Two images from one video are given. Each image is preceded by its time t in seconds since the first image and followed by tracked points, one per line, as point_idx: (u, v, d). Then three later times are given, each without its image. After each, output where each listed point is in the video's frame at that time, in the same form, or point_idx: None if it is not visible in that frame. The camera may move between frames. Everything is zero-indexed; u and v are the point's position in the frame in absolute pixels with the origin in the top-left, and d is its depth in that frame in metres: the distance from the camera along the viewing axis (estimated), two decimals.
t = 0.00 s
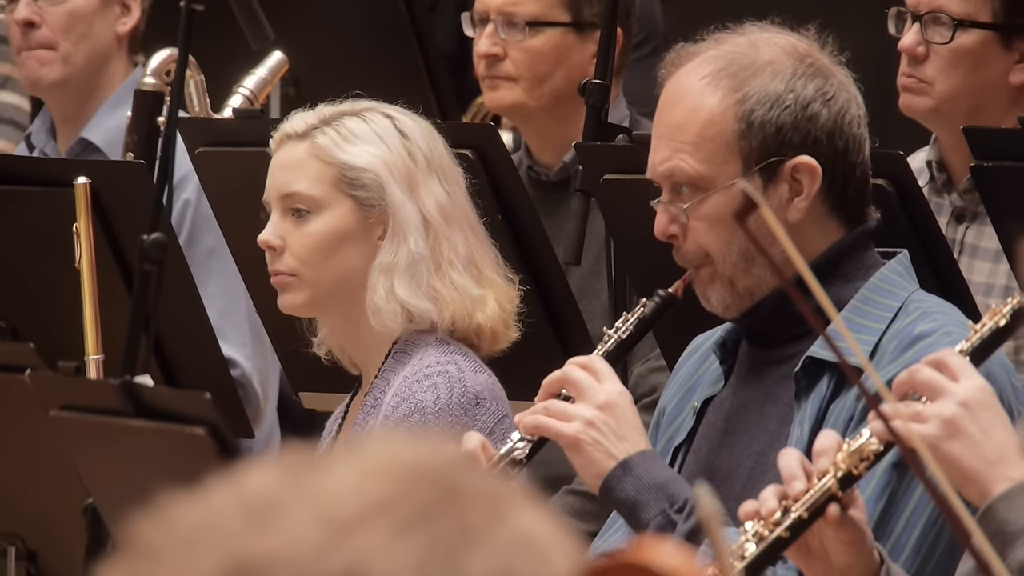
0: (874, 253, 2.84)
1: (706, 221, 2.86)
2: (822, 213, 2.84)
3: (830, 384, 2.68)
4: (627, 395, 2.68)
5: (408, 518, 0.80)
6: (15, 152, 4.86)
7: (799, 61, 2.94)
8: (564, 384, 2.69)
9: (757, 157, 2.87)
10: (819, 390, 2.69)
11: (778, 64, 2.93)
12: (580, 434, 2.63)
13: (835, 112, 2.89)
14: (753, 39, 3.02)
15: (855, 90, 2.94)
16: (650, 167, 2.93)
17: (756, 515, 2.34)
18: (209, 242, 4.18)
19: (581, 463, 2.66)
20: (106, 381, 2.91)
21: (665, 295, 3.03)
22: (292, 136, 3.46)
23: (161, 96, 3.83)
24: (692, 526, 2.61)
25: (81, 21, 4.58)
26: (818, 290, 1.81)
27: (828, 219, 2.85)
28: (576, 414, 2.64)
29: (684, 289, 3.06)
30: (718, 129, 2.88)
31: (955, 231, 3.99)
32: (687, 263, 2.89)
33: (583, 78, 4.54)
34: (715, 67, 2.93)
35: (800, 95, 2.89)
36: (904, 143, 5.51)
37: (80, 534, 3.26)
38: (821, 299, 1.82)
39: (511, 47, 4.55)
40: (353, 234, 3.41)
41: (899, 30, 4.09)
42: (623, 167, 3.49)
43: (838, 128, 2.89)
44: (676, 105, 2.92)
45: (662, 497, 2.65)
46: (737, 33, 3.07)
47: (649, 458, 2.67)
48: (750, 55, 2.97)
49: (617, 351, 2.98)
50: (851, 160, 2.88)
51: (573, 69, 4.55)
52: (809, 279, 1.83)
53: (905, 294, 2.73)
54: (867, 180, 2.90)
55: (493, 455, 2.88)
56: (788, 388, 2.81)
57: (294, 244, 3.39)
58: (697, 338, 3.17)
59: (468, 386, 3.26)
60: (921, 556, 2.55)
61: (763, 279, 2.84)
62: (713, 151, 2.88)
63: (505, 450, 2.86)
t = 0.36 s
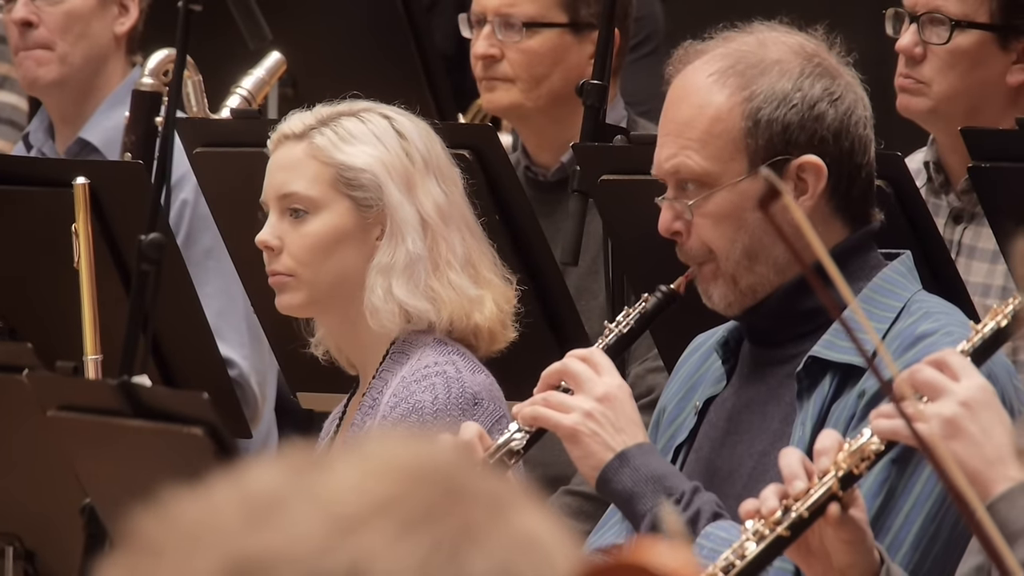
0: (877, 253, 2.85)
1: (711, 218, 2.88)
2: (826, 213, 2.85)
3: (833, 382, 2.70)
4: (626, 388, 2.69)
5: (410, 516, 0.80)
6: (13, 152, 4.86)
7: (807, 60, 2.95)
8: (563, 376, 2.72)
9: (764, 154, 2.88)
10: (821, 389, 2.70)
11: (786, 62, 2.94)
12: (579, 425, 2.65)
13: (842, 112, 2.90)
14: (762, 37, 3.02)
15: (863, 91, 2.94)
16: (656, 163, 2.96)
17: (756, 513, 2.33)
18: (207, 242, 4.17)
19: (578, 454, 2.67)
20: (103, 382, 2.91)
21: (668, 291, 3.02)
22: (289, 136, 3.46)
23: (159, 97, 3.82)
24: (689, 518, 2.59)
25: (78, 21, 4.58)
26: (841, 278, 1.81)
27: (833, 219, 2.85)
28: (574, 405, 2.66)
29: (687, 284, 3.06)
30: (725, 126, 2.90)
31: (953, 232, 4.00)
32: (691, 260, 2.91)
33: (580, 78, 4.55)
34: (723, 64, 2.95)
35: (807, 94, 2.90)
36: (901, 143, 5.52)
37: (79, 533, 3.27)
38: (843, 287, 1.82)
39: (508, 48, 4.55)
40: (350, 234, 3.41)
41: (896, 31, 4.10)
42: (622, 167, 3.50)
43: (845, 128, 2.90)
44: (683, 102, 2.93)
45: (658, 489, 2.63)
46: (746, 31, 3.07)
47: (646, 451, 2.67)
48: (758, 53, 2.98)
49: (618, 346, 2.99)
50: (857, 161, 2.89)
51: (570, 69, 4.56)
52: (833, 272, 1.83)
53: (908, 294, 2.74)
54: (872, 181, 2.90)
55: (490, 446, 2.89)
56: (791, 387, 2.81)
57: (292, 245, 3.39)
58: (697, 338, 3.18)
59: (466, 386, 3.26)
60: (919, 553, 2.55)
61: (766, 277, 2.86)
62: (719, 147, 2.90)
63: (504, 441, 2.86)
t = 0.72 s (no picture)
0: (880, 253, 2.85)
1: (714, 216, 2.89)
2: (830, 212, 2.85)
3: (835, 382, 2.70)
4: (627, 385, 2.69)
5: (412, 516, 0.81)
6: (11, 152, 4.86)
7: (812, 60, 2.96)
8: (564, 373, 2.71)
9: (767, 153, 2.89)
10: (823, 389, 2.71)
11: (791, 62, 2.94)
12: (579, 423, 2.65)
13: (847, 112, 2.90)
14: (768, 37, 3.03)
15: (868, 92, 2.94)
16: (659, 160, 2.97)
17: (758, 513, 2.32)
18: (204, 242, 4.17)
19: (579, 452, 2.67)
20: (103, 382, 2.91)
21: (670, 288, 3.02)
22: (286, 136, 3.47)
23: (158, 97, 3.82)
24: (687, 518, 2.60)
25: (76, 22, 4.58)
26: (844, 279, 1.79)
27: (836, 218, 2.85)
28: (575, 403, 2.66)
29: (689, 282, 3.06)
30: (729, 125, 2.91)
31: (953, 231, 4.01)
32: (692, 257, 2.93)
33: (579, 78, 4.55)
34: (728, 63, 2.96)
35: (811, 94, 2.91)
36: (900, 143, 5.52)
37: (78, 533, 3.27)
38: (845, 288, 1.81)
39: (506, 48, 4.55)
40: (346, 235, 3.41)
41: (895, 31, 4.10)
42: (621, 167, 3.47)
43: (849, 128, 2.90)
44: (688, 100, 2.94)
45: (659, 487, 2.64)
46: (753, 30, 3.08)
47: (647, 448, 2.67)
48: (763, 52, 2.98)
49: (619, 343, 3.00)
50: (860, 161, 2.89)
51: (568, 69, 4.56)
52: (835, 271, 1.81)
53: (910, 294, 2.74)
54: (876, 181, 2.91)
55: (490, 441, 2.89)
56: (792, 388, 2.81)
57: (288, 245, 3.39)
58: (700, 337, 3.18)
59: (460, 387, 3.26)
60: (920, 553, 2.55)
61: (769, 275, 2.87)
62: (722, 145, 2.91)
63: (504, 438, 2.87)
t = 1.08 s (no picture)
0: (883, 256, 2.85)
1: (717, 214, 2.90)
2: (833, 213, 2.85)
3: (835, 382, 2.70)
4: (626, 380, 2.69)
5: (413, 517, 0.80)
6: (10, 153, 4.86)
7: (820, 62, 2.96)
8: (563, 366, 2.71)
9: (773, 152, 2.89)
10: (825, 389, 2.71)
11: (798, 62, 2.95)
12: (577, 416, 2.65)
13: (852, 114, 2.90)
14: (775, 37, 3.04)
15: (873, 94, 2.95)
16: (663, 155, 2.97)
17: (759, 512, 2.30)
18: (203, 244, 4.17)
19: (577, 445, 2.67)
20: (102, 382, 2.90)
21: (671, 286, 3.02)
22: (276, 136, 3.45)
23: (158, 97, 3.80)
24: (685, 512, 2.59)
25: (75, 24, 4.58)
26: (852, 275, 1.78)
27: (839, 219, 2.85)
28: (573, 397, 2.66)
29: (690, 280, 3.06)
30: (735, 123, 2.92)
31: (953, 233, 4.01)
32: (694, 256, 2.93)
33: (578, 79, 4.55)
34: (735, 61, 2.96)
35: (818, 95, 2.91)
36: (901, 145, 5.52)
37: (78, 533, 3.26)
38: (855, 285, 1.79)
39: (506, 50, 4.55)
40: (337, 235, 3.40)
41: (896, 33, 4.10)
42: (621, 167, 3.50)
43: (854, 130, 2.90)
44: (696, 97, 2.95)
45: (657, 481, 2.64)
46: (759, 30, 3.09)
47: (645, 443, 2.67)
48: (770, 52, 2.99)
49: (620, 338, 3.00)
50: (865, 162, 2.89)
51: (568, 71, 4.57)
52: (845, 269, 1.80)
53: (912, 295, 2.75)
54: (880, 184, 2.91)
55: (488, 435, 2.89)
56: (794, 388, 2.82)
57: (278, 245, 3.38)
58: (702, 337, 3.18)
59: (459, 382, 3.26)
60: (918, 549, 2.55)
61: (770, 275, 2.86)
62: (728, 143, 2.92)
63: (501, 429, 2.85)
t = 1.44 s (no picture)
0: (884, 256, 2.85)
1: (718, 213, 2.91)
2: (833, 213, 2.86)
3: (835, 382, 2.71)
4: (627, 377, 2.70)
5: (417, 518, 0.78)
6: (11, 155, 4.86)
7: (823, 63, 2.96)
8: (563, 364, 2.73)
9: (773, 152, 2.90)
10: (825, 389, 2.71)
11: (801, 62, 2.95)
12: (577, 412, 2.66)
13: (855, 115, 2.92)
14: (779, 36, 3.04)
15: (876, 94, 2.96)
16: (665, 155, 2.98)
17: (762, 512, 2.31)
18: (205, 245, 4.18)
19: (575, 441, 2.68)
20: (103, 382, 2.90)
21: (672, 284, 3.04)
22: (269, 132, 3.45)
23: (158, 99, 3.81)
24: (684, 508, 2.59)
25: (74, 25, 4.59)
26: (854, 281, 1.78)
27: (840, 219, 2.86)
28: (575, 392, 2.67)
29: (690, 278, 3.07)
30: (738, 122, 2.92)
31: (954, 234, 4.02)
32: (694, 255, 2.94)
33: (579, 80, 4.56)
34: (737, 61, 2.97)
35: (821, 95, 2.91)
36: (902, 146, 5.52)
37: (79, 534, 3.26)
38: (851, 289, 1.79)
39: (506, 51, 4.55)
40: (332, 230, 3.39)
41: (897, 34, 4.11)
42: (621, 168, 3.51)
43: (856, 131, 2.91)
44: (698, 96, 2.95)
45: (656, 477, 2.64)
46: (763, 30, 3.09)
47: (645, 440, 2.67)
48: (774, 51, 2.99)
49: (620, 335, 3.00)
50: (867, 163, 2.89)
51: (569, 71, 4.57)
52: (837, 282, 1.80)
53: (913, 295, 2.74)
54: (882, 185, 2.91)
55: (486, 430, 2.89)
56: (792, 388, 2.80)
57: (273, 240, 3.37)
58: (702, 337, 3.18)
59: (448, 379, 3.21)
60: (917, 547, 2.56)
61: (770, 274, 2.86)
62: (731, 142, 2.92)
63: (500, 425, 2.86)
